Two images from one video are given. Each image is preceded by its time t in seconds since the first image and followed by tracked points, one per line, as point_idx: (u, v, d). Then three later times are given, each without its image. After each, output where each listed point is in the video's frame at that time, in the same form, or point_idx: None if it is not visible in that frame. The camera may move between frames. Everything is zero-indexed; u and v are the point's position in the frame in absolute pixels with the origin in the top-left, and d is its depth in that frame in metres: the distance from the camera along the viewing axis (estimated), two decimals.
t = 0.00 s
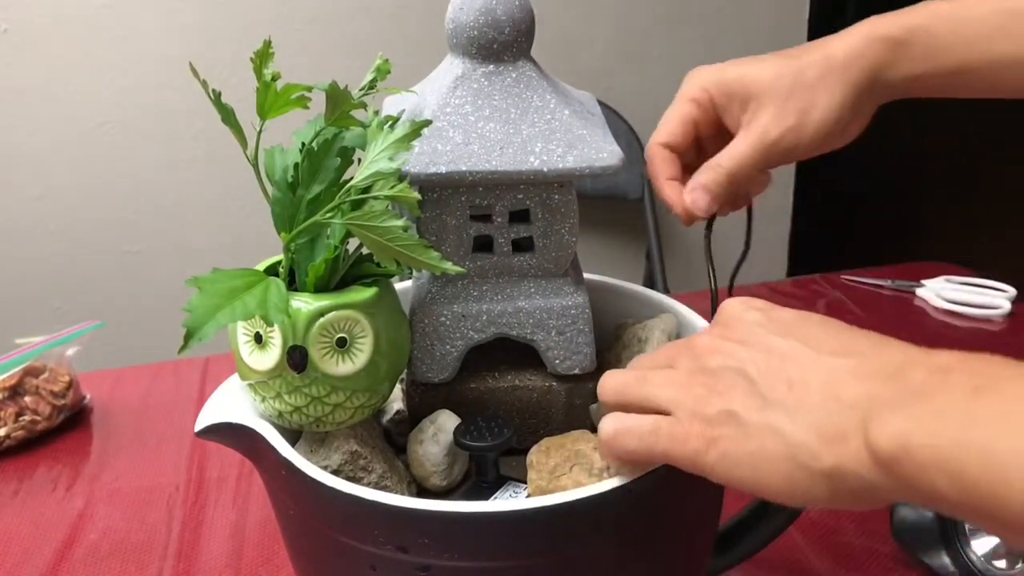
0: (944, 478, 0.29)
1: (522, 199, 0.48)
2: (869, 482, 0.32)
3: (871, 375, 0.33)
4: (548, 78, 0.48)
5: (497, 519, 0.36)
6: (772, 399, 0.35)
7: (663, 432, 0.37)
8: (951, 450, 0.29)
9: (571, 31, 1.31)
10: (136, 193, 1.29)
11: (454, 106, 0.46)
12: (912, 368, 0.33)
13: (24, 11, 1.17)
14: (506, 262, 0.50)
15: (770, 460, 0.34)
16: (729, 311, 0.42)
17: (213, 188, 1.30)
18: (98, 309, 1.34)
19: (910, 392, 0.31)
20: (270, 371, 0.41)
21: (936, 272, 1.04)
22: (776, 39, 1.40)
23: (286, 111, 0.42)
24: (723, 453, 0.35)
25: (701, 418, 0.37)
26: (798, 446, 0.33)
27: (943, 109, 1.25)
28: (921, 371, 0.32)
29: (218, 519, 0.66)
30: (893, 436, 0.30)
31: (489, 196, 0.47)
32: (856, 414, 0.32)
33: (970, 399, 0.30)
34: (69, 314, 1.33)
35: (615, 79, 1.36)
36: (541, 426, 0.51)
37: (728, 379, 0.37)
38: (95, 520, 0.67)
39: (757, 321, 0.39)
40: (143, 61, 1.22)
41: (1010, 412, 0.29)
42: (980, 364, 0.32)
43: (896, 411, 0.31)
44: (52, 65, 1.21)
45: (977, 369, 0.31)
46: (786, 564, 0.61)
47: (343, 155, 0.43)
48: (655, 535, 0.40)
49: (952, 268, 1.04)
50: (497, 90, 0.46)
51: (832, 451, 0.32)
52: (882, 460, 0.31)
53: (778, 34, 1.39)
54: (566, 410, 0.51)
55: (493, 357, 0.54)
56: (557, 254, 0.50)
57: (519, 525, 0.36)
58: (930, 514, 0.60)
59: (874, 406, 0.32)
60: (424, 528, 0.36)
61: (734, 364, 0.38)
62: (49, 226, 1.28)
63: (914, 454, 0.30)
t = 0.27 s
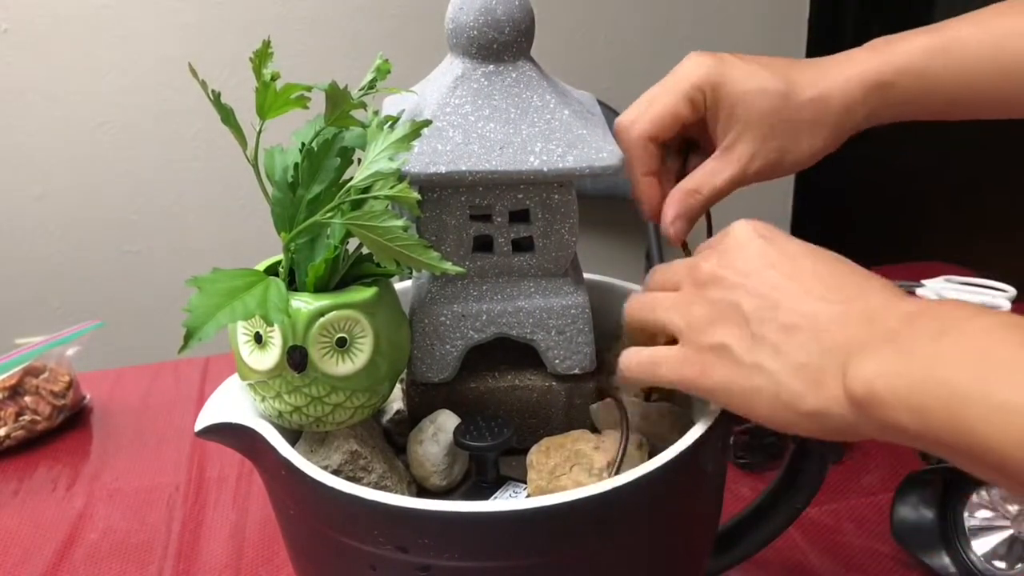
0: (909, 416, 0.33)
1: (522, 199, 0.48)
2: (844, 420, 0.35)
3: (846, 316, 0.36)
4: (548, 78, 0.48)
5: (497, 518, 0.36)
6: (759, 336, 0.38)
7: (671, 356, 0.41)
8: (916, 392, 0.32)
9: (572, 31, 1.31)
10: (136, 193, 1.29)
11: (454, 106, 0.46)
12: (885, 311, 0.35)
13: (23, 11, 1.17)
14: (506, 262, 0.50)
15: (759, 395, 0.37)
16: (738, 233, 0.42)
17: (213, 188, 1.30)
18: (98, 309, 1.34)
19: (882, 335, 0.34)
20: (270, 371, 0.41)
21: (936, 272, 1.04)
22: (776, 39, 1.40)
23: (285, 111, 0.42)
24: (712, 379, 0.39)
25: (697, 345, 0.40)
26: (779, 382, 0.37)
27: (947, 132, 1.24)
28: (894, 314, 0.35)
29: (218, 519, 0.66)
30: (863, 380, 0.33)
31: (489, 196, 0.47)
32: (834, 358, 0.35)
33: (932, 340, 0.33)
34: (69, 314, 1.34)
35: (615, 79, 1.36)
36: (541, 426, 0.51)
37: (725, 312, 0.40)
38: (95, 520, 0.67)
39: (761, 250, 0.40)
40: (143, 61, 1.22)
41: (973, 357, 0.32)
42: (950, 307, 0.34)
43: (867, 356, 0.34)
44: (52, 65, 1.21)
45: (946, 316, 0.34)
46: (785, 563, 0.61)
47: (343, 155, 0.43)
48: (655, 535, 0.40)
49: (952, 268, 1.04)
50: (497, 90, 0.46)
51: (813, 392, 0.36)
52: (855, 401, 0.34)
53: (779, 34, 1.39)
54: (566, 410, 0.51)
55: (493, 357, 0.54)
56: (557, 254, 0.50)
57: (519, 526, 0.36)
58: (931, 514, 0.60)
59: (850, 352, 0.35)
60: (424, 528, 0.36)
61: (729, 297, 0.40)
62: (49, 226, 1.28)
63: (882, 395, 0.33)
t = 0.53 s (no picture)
0: (910, 460, 0.33)
1: (522, 199, 0.48)
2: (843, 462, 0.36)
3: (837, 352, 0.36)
4: (548, 78, 0.48)
5: (496, 518, 0.36)
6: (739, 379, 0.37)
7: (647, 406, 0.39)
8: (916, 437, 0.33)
9: (572, 31, 1.31)
10: (136, 193, 1.29)
11: (454, 106, 0.46)
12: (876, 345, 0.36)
13: (23, 12, 1.17)
14: (506, 262, 0.50)
15: (745, 439, 0.37)
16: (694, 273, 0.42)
17: (213, 189, 1.30)
18: (98, 309, 1.34)
19: (877, 374, 0.35)
20: (270, 371, 0.41)
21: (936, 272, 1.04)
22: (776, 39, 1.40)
23: (286, 111, 0.42)
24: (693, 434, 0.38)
25: (675, 396, 0.38)
26: (771, 430, 0.36)
27: (940, 118, 1.24)
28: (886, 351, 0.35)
29: (218, 518, 0.66)
30: (862, 421, 0.34)
31: (489, 196, 0.47)
32: (829, 401, 0.35)
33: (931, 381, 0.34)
34: (70, 314, 1.33)
35: (616, 79, 1.35)
36: (542, 425, 0.51)
37: (702, 357, 0.39)
38: (95, 520, 0.67)
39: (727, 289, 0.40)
40: (143, 61, 1.22)
41: (973, 400, 0.32)
42: (944, 344, 0.35)
43: (863, 396, 0.34)
44: (52, 65, 1.21)
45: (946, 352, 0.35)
46: (786, 562, 0.61)
47: (343, 155, 0.43)
48: (655, 536, 0.40)
49: (952, 268, 1.04)
50: (497, 90, 0.46)
51: (806, 437, 0.35)
52: (852, 440, 0.34)
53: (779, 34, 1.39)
54: (566, 410, 0.51)
55: (494, 357, 0.54)
56: (557, 254, 0.50)
57: (518, 526, 0.36)
58: (930, 514, 0.61)
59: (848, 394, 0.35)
60: (424, 528, 0.36)
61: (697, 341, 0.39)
62: (49, 226, 1.28)
63: (884, 438, 0.33)
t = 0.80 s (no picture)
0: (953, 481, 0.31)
1: (522, 199, 0.48)
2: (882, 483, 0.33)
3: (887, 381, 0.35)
4: (548, 78, 0.48)
5: (496, 519, 0.36)
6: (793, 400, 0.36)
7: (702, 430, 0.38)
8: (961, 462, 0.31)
9: (572, 31, 1.30)
10: (136, 193, 1.29)
11: (454, 106, 0.46)
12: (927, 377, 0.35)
13: (23, 12, 1.17)
14: (506, 262, 0.50)
15: (787, 456, 0.36)
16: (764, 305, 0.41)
17: (213, 189, 1.30)
18: (98, 309, 1.34)
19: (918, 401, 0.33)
20: (270, 371, 0.41)
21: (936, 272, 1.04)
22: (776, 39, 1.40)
23: (286, 111, 0.42)
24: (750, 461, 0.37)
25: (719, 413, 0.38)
26: (814, 448, 0.35)
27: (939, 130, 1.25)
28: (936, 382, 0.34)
29: (218, 519, 0.66)
30: (905, 440, 0.32)
31: (489, 196, 0.47)
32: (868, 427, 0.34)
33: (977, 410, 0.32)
34: (70, 314, 1.33)
35: (615, 79, 1.35)
36: (541, 424, 0.51)
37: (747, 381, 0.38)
38: (95, 520, 0.67)
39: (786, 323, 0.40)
40: (143, 61, 1.22)
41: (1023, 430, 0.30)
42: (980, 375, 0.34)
43: (908, 418, 0.33)
44: (52, 66, 1.20)
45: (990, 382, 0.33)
46: (786, 563, 0.61)
47: (343, 155, 0.43)
48: (655, 536, 0.40)
49: (952, 268, 1.04)
50: (497, 90, 0.46)
51: (848, 457, 0.34)
52: (892, 460, 0.32)
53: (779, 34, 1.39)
54: (566, 409, 0.51)
55: (493, 357, 0.54)
56: (557, 254, 0.50)
57: (518, 526, 0.36)
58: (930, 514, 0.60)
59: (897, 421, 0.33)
60: (424, 527, 0.36)
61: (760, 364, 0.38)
62: (49, 226, 1.28)
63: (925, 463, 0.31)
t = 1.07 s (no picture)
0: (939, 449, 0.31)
1: (522, 199, 0.48)
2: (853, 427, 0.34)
3: (855, 331, 0.36)
4: (548, 78, 0.48)
5: (496, 518, 0.36)
6: (768, 363, 0.38)
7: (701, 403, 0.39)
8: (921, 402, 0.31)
9: (572, 31, 1.30)
10: (136, 193, 1.29)
11: (454, 106, 0.46)
12: (893, 323, 0.36)
13: (23, 12, 1.17)
14: (506, 262, 0.50)
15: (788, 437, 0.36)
16: (748, 290, 0.45)
17: (212, 189, 1.30)
18: (98, 309, 1.34)
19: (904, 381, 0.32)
20: (270, 371, 0.41)
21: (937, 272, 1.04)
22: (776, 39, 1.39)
23: (286, 111, 0.42)
24: (723, 415, 0.38)
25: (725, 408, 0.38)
26: (790, 402, 0.36)
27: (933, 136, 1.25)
28: (901, 325, 0.35)
29: (217, 519, 0.66)
30: (870, 382, 0.33)
31: (489, 196, 0.47)
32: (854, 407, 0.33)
33: (939, 346, 0.32)
34: (70, 314, 1.33)
35: (616, 79, 1.35)
36: (544, 425, 0.51)
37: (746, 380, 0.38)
38: (94, 520, 0.67)
39: (770, 300, 0.43)
40: (144, 61, 1.22)
41: (978, 361, 0.31)
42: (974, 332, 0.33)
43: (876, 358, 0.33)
44: (52, 65, 1.20)
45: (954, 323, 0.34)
46: (786, 564, 0.61)
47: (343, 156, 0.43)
48: (655, 536, 0.40)
49: (953, 268, 1.04)
50: (497, 90, 0.46)
51: (820, 405, 0.35)
52: (858, 401, 0.33)
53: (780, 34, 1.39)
54: (567, 410, 0.51)
55: (494, 358, 0.54)
56: (557, 253, 0.50)
57: (517, 526, 0.36)
58: (930, 514, 0.61)
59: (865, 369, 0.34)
60: (423, 527, 0.36)
61: (743, 338, 0.41)
62: (49, 226, 1.28)
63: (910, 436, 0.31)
